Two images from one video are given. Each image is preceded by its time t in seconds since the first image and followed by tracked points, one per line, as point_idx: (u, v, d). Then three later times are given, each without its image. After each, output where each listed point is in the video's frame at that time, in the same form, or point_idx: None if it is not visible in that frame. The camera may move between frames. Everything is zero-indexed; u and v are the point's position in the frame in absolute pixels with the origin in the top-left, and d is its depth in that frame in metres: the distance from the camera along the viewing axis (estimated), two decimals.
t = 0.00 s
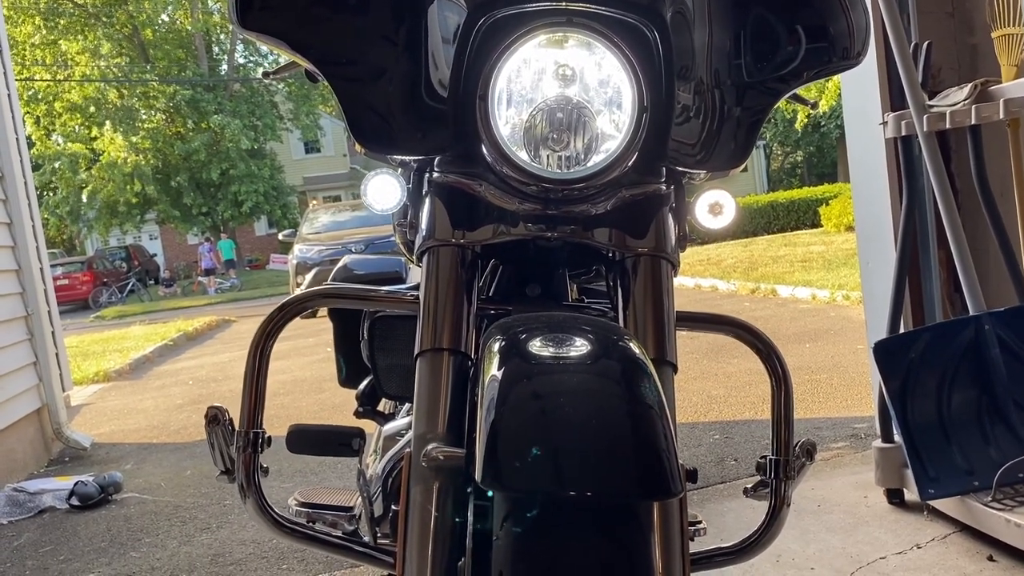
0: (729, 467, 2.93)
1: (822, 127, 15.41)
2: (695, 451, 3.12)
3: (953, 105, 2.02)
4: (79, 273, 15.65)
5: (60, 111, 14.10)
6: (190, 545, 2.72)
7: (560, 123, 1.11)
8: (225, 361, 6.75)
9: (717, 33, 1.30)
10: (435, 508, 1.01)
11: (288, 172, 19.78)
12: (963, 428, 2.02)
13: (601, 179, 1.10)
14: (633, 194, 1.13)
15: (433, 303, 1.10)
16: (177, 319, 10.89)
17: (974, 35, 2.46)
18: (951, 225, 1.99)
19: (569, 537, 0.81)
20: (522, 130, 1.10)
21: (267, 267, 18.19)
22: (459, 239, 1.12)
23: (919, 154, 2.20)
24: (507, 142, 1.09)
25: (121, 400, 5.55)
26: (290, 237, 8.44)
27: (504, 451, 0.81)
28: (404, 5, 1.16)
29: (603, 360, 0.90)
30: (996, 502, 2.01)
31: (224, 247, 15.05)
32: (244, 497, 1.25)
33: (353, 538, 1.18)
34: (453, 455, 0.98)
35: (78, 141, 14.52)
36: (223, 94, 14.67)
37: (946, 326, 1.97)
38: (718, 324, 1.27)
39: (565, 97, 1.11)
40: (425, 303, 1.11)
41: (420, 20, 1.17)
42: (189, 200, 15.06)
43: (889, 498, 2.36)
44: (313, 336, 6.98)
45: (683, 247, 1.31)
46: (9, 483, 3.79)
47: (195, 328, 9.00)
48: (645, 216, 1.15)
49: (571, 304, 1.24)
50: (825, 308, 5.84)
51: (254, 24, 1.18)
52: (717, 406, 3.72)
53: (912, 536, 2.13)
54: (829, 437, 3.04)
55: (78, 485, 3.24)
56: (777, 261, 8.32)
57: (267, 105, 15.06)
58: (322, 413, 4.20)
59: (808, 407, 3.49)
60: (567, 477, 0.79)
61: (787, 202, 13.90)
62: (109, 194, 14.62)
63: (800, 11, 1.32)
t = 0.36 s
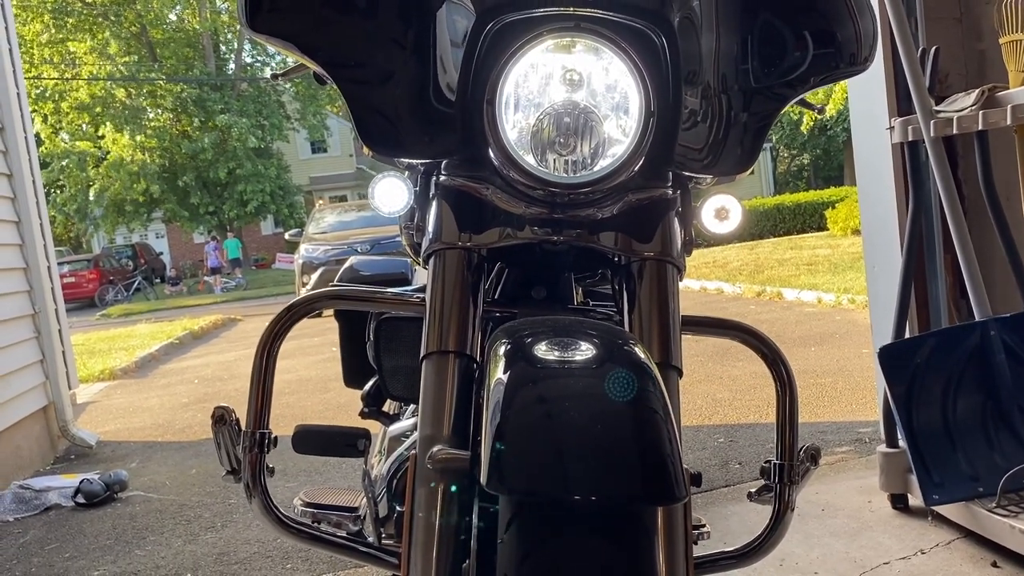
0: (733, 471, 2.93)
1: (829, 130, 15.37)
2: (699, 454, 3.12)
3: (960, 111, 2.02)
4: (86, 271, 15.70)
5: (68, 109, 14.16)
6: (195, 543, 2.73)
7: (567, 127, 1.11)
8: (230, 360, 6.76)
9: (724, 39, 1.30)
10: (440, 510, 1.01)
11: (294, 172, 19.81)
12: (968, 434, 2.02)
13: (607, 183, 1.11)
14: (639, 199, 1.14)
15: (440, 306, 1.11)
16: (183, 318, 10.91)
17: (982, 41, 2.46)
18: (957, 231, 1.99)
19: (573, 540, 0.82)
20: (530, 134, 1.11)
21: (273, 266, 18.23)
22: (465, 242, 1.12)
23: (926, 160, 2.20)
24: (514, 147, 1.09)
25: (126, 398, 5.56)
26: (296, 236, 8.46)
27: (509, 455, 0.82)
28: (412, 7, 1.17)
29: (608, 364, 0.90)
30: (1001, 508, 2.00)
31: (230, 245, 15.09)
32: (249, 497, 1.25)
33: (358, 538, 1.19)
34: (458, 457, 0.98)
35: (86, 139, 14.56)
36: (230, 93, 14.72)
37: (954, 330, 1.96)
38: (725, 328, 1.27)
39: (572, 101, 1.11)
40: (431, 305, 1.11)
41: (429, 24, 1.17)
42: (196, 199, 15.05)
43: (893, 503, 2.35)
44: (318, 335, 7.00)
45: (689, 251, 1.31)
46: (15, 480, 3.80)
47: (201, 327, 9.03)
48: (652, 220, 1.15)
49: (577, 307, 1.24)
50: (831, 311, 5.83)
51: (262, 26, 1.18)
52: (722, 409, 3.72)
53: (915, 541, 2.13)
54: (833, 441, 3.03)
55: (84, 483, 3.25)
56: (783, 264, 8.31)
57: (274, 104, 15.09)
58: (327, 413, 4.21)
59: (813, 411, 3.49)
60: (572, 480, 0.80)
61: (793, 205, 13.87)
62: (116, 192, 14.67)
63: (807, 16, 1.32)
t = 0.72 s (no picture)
0: (740, 473, 2.93)
1: (838, 135, 15.32)
2: (705, 456, 3.12)
3: (970, 115, 2.01)
4: (95, 267, 15.76)
5: (79, 106, 14.23)
6: (202, 538, 2.74)
7: (579, 125, 1.12)
8: (238, 357, 6.79)
9: (737, 40, 1.30)
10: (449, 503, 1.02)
11: (303, 171, 19.87)
12: (975, 438, 2.01)
13: (618, 182, 1.11)
14: (649, 197, 1.15)
15: (450, 301, 1.12)
16: (190, 315, 10.95)
17: (994, 45, 2.45)
18: (967, 235, 1.99)
19: (582, 532, 0.82)
20: (542, 131, 1.11)
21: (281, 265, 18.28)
22: (477, 239, 1.13)
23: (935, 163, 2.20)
24: (526, 144, 1.10)
25: (134, 394, 5.59)
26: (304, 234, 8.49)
27: (520, 447, 0.83)
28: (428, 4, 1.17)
29: (618, 360, 0.90)
30: (1008, 512, 2.00)
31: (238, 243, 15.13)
32: (259, 489, 1.26)
33: (365, 532, 1.19)
34: (467, 450, 0.99)
35: (96, 135, 14.63)
36: (241, 92, 14.77)
37: (961, 335, 1.95)
38: (734, 328, 1.28)
39: (584, 99, 1.12)
40: (442, 300, 1.12)
41: (445, 23, 1.18)
42: (205, 198, 15.07)
43: (900, 506, 2.34)
44: (325, 334, 7.01)
45: (699, 251, 1.31)
46: (23, 473, 3.82)
47: (209, 324, 9.06)
48: (662, 218, 1.15)
49: (586, 305, 1.25)
50: (839, 316, 5.82)
51: (277, 23, 1.18)
52: (728, 412, 3.71)
53: (922, 545, 2.12)
54: (840, 445, 3.03)
55: (92, 476, 3.27)
56: (791, 268, 8.28)
57: (284, 103, 15.13)
58: (334, 410, 4.22)
59: (820, 415, 3.48)
60: (581, 473, 0.81)
61: (802, 210, 13.84)
62: (126, 189, 14.73)
63: (820, 18, 1.32)
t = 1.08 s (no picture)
0: (747, 483, 2.93)
1: (851, 145, 15.28)
2: (712, 466, 3.12)
3: (983, 129, 2.01)
4: (107, 266, 15.87)
5: (95, 105, 14.33)
6: (210, 537, 2.76)
7: (592, 136, 1.13)
8: (248, 357, 6.82)
9: (751, 52, 1.31)
10: (457, 507, 1.03)
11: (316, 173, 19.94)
12: (983, 453, 1.99)
13: (630, 192, 1.13)
14: (660, 208, 1.15)
15: (462, 308, 1.13)
16: (202, 315, 11.00)
17: (1009, 60, 2.45)
18: (978, 249, 1.99)
19: (590, 539, 0.83)
20: (555, 142, 1.13)
21: (292, 266, 18.35)
22: (489, 246, 1.14)
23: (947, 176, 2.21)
24: (540, 153, 1.11)
25: (144, 392, 5.62)
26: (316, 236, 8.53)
27: (529, 455, 0.84)
28: (445, 13, 1.18)
29: (628, 369, 0.92)
30: (1014, 528, 2.00)
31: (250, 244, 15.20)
32: (270, 489, 1.27)
33: (374, 534, 1.20)
34: (476, 456, 1.01)
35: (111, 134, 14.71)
36: (255, 93, 14.86)
37: (969, 350, 1.94)
38: (741, 339, 1.29)
39: (598, 111, 1.13)
40: (453, 307, 1.13)
41: (460, 33, 1.20)
42: (217, 199, 14.99)
43: (906, 519, 2.34)
44: (334, 336, 7.04)
45: (710, 261, 1.32)
46: (34, 469, 3.86)
47: (219, 324, 9.11)
48: (673, 229, 1.16)
49: (597, 313, 1.26)
50: (849, 328, 5.81)
51: (296, 29, 1.16)
52: (736, 421, 3.71)
53: (928, 559, 2.12)
54: (848, 456, 3.02)
55: (102, 474, 3.30)
56: (802, 279, 8.26)
57: (298, 105, 15.18)
58: (342, 413, 4.24)
59: (828, 426, 3.48)
60: (590, 480, 0.81)
61: (814, 220, 13.80)
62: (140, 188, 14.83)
63: (835, 32, 1.32)
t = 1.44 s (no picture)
0: (758, 485, 2.92)
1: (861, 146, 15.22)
2: (723, 468, 3.11)
3: (994, 129, 2.01)
4: (117, 271, 15.96)
5: (105, 111, 14.42)
6: (221, 540, 2.76)
7: (601, 137, 1.15)
8: (258, 362, 6.85)
9: (760, 54, 1.29)
10: (468, 507, 1.03)
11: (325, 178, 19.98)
12: (997, 455, 1.97)
13: (641, 193, 1.13)
14: (670, 209, 1.16)
15: (472, 311, 1.13)
16: (212, 319, 11.03)
17: (1018, 60, 2.45)
18: (989, 250, 1.97)
19: (601, 540, 0.83)
20: (565, 144, 1.13)
21: (302, 270, 18.40)
22: (499, 248, 1.14)
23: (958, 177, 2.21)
24: (549, 155, 1.12)
25: (155, 397, 5.64)
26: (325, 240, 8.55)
27: (540, 455, 0.84)
28: (455, 16, 1.17)
29: (638, 370, 0.92)
30: None
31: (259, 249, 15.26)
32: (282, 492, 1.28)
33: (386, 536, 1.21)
34: (486, 458, 1.00)
35: (121, 140, 14.79)
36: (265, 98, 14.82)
37: (982, 350, 1.91)
38: (752, 341, 1.29)
39: (607, 112, 1.14)
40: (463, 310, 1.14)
41: (469, 39, 1.18)
42: (226, 204, 15.17)
43: (919, 521, 2.33)
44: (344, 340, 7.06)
45: (720, 262, 1.32)
46: (46, 473, 3.88)
47: (230, 328, 9.14)
48: (682, 230, 1.16)
49: (607, 315, 1.27)
50: (861, 329, 5.78)
51: (306, 33, 1.17)
52: (747, 423, 3.70)
53: (941, 560, 2.11)
54: (859, 458, 3.01)
55: (114, 477, 3.31)
56: (812, 281, 8.23)
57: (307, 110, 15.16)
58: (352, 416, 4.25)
59: (839, 428, 3.46)
60: (600, 480, 0.81)
61: (824, 222, 13.75)
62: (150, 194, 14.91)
63: (845, 33, 1.32)
